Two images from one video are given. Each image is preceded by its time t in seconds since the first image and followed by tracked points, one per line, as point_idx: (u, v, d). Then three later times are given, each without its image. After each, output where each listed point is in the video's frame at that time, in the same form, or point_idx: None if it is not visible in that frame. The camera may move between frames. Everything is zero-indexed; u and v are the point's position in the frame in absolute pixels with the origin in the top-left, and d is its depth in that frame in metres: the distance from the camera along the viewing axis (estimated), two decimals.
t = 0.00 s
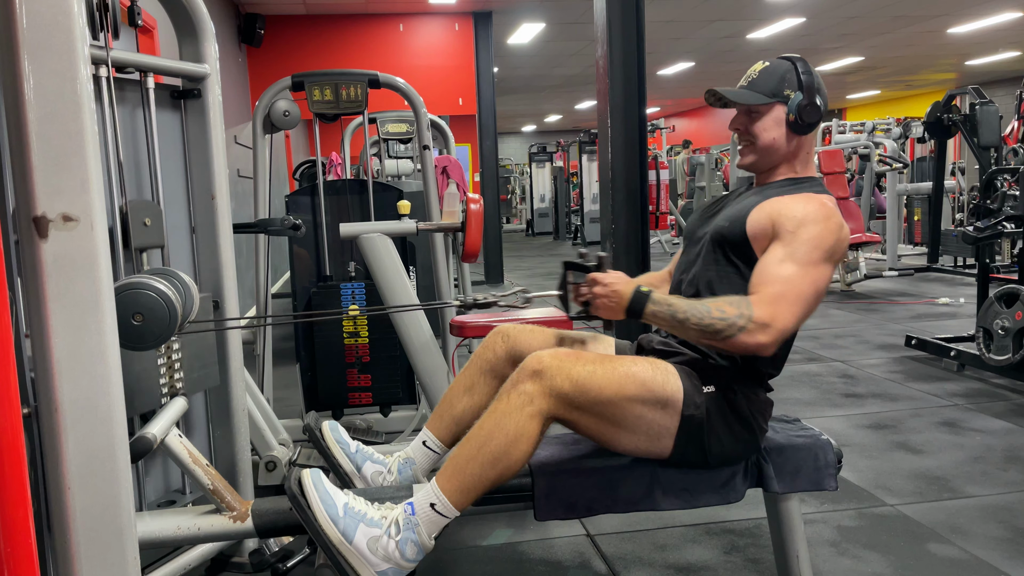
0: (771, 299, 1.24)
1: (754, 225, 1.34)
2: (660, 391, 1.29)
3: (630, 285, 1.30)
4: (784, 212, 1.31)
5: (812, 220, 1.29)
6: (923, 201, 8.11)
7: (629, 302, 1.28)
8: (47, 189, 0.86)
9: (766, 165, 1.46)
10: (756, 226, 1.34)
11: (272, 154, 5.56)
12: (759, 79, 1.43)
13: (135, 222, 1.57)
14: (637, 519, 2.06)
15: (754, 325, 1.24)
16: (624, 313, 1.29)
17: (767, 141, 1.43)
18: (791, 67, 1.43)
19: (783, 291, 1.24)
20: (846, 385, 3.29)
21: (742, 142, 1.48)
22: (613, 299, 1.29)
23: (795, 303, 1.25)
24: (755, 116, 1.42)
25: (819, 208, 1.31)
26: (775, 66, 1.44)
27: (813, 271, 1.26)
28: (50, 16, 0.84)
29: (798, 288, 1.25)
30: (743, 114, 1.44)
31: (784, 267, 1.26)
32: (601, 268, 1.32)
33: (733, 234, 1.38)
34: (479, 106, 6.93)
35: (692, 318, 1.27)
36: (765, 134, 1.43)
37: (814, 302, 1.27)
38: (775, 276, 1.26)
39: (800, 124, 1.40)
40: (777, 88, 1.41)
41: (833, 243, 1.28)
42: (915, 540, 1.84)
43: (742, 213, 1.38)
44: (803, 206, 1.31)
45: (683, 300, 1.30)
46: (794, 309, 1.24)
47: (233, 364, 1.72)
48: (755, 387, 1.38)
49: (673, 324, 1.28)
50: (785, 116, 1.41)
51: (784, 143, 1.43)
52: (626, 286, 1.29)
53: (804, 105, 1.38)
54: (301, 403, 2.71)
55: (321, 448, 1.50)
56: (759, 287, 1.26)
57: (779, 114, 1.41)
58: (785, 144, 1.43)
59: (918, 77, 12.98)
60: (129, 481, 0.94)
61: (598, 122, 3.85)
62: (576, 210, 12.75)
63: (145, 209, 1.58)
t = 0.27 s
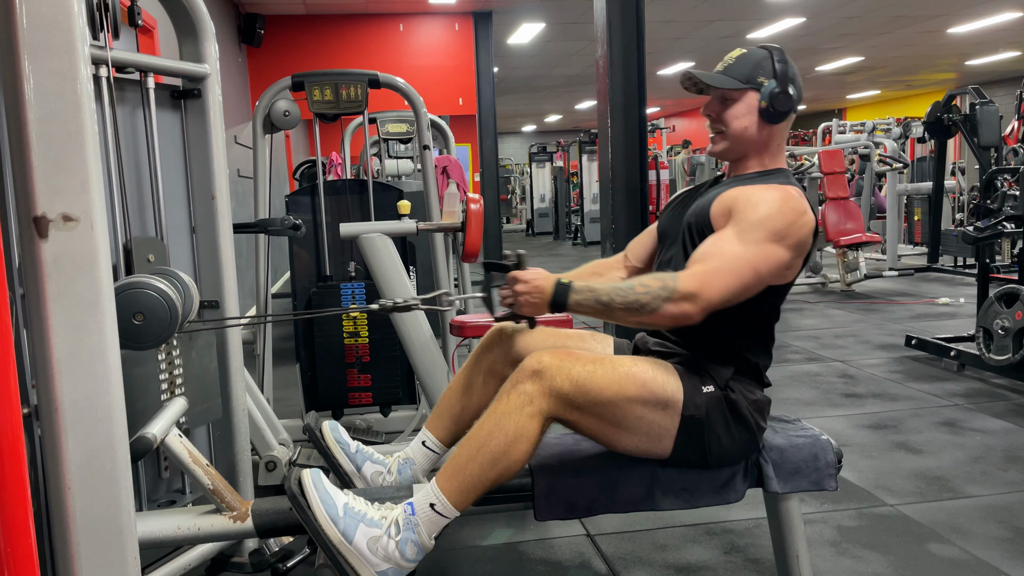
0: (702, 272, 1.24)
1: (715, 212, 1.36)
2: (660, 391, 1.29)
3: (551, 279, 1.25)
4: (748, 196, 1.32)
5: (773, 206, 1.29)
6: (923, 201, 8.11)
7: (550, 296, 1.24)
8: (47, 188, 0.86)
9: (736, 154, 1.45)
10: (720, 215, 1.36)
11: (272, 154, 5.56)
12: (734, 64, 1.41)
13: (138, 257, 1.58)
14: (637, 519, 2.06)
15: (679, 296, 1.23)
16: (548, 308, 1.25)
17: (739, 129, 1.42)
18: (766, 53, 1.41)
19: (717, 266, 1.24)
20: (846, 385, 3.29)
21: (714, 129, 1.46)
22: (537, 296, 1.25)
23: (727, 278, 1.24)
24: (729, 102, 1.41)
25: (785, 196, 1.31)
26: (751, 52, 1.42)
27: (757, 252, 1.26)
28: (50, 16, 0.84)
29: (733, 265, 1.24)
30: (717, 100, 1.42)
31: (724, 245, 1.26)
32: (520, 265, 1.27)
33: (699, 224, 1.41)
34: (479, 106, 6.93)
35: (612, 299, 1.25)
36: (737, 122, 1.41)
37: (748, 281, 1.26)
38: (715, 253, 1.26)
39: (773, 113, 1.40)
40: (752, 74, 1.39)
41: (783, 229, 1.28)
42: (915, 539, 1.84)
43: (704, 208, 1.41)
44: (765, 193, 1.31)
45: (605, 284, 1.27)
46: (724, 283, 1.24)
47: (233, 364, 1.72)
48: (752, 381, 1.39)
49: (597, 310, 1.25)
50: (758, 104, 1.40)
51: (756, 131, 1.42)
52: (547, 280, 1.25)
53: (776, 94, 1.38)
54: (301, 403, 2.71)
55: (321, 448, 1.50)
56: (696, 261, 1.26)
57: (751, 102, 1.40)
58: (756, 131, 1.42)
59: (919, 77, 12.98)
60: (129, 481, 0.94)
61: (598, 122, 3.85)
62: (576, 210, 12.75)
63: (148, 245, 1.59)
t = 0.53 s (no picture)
0: (637, 255, 1.26)
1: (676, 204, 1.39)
2: (658, 389, 1.29)
3: (484, 279, 1.28)
4: (708, 186, 1.33)
5: (726, 195, 1.29)
6: (923, 201, 8.11)
7: (483, 294, 1.26)
8: (47, 188, 0.86)
9: (701, 146, 1.45)
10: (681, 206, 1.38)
11: (272, 154, 5.56)
12: (699, 56, 1.41)
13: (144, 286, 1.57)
14: (637, 519, 2.06)
15: (612, 279, 1.27)
16: (484, 307, 1.28)
17: (704, 121, 1.42)
18: (731, 45, 1.40)
19: (654, 250, 1.26)
20: (846, 385, 3.29)
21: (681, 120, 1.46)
22: (470, 296, 1.27)
23: (664, 262, 1.25)
24: (694, 94, 1.40)
25: (743, 187, 1.32)
26: (716, 45, 1.42)
27: (701, 235, 1.27)
28: (50, 17, 0.84)
29: (672, 250, 1.26)
30: (683, 92, 1.42)
31: (666, 231, 1.28)
32: (452, 266, 1.29)
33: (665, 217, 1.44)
34: (479, 106, 6.93)
35: (547, 287, 1.29)
36: (702, 114, 1.41)
37: (686, 267, 1.26)
38: (657, 237, 1.28)
39: (737, 104, 1.39)
40: (716, 66, 1.38)
41: (731, 217, 1.28)
42: (915, 540, 1.84)
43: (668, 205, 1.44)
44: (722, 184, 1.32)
45: (540, 275, 1.31)
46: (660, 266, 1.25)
47: (232, 364, 1.72)
48: (744, 373, 1.40)
49: (533, 297, 1.29)
50: (722, 95, 1.40)
51: (720, 123, 1.42)
52: (480, 280, 1.27)
53: (738, 85, 1.37)
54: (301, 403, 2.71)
55: (321, 448, 1.50)
56: (635, 246, 1.29)
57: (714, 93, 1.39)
58: (721, 123, 1.42)
59: (919, 76, 12.97)
60: (128, 481, 0.94)
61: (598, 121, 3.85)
62: (576, 210, 12.75)
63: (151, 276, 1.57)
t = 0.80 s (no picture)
0: (592, 251, 1.27)
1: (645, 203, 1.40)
2: (658, 388, 1.29)
3: (438, 280, 1.25)
4: (675, 184, 1.33)
5: (690, 194, 1.29)
6: (923, 201, 8.11)
7: (439, 296, 1.24)
8: (47, 188, 0.86)
9: (668, 144, 1.46)
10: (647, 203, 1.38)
11: (272, 154, 5.56)
12: (667, 55, 1.41)
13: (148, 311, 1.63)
14: (637, 519, 2.06)
15: (565, 273, 1.28)
16: (440, 309, 1.25)
17: (670, 119, 1.42)
18: (699, 44, 1.40)
19: (611, 245, 1.27)
20: (846, 385, 3.29)
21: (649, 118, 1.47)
22: (424, 299, 1.24)
23: (619, 257, 1.26)
24: (661, 93, 1.41)
25: (706, 185, 1.32)
26: (684, 43, 1.42)
27: (657, 231, 1.27)
28: (50, 16, 0.84)
29: (628, 244, 1.26)
30: (651, 90, 1.43)
31: (624, 228, 1.29)
32: (405, 268, 1.26)
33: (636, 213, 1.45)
34: (479, 105, 6.93)
35: (502, 284, 1.30)
36: (668, 113, 1.42)
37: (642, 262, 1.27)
38: (615, 232, 1.29)
39: (703, 103, 1.39)
40: (683, 65, 1.39)
41: (690, 214, 1.28)
42: (915, 539, 1.84)
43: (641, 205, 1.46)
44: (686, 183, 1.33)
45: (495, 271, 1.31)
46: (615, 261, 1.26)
47: (232, 364, 1.72)
48: (741, 369, 1.41)
49: (490, 294, 1.29)
50: (689, 94, 1.40)
51: (687, 122, 1.42)
52: (434, 282, 1.25)
53: (703, 84, 1.37)
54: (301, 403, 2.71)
55: (321, 448, 1.50)
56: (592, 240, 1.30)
57: (680, 92, 1.40)
58: (687, 123, 1.42)
59: (919, 76, 12.97)
60: (128, 481, 0.94)
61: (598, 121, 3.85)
62: (576, 210, 12.75)
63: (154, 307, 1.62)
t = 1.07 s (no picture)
0: (566, 247, 1.29)
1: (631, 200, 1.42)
2: (658, 388, 1.29)
3: (413, 281, 1.30)
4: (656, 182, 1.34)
5: (670, 192, 1.31)
6: (923, 201, 8.10)
7: (414, 296, 1.28)
8: (47, 188, 0.86)
9: (651, 144, 1.46)
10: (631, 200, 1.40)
11: (272, 154, 5.56)
12: (654, 55, 1.41)
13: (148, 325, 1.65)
14: (637, 519, 2.06)
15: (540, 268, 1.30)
16: (416, 311, 1.30)
17: (654, 118, 1.42)
18: (686, 44, 1.41)
19: (585, 241, 1.29)
20: (846, 385, 3.29)
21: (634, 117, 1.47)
22: (400, 299, 1.29)
23: (594, 253, 1.28)
24: (646, 92, 1.41)
25: (687, 183, 1.33)
26: (672, 43, 1.42)
27: (629, 227, 1.29)
28: (50, 16, 0.84)
29: (603, 240, 1.28)
30: (636, 90, 1.43)
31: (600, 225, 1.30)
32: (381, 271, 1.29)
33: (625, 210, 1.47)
34: (479, 106, 6.93)
35: (478, 281, 1.32)
36: (652, 112, 1.42)
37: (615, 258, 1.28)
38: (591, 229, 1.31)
39: (687, 104, 1.39)
40: (669, 65, 1.39)
41: (666, 211, 1.29)
42: (915, 539, 1.84)
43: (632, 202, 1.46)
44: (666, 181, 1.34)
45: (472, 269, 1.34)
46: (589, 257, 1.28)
47: (232, 364, 1.72)
48: (738, 367, 1.42)
49: (467, 291, 1.32)
50: (674, 95, 1.41)
51: (671, 122, 1.43)
52: (409, 284, 1.30)
53: (688, 85, 1.37)
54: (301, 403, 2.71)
55: (321, 448, 1.50)
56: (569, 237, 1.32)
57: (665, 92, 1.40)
58: (671, 123, 1.43)
59: (919, 77, 12.97)
60: (128, 482, 0.94)
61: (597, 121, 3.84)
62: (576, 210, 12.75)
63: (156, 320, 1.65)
